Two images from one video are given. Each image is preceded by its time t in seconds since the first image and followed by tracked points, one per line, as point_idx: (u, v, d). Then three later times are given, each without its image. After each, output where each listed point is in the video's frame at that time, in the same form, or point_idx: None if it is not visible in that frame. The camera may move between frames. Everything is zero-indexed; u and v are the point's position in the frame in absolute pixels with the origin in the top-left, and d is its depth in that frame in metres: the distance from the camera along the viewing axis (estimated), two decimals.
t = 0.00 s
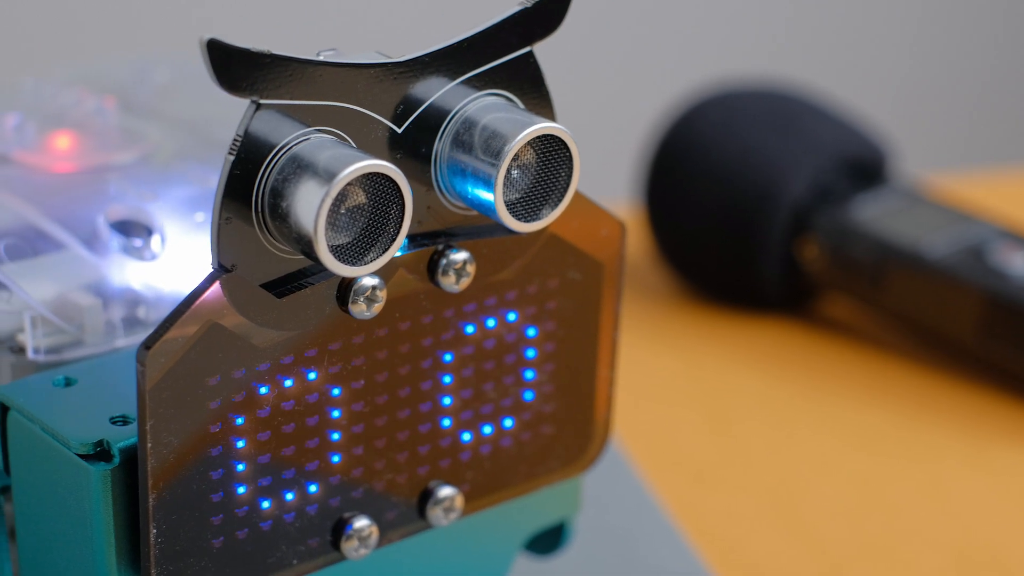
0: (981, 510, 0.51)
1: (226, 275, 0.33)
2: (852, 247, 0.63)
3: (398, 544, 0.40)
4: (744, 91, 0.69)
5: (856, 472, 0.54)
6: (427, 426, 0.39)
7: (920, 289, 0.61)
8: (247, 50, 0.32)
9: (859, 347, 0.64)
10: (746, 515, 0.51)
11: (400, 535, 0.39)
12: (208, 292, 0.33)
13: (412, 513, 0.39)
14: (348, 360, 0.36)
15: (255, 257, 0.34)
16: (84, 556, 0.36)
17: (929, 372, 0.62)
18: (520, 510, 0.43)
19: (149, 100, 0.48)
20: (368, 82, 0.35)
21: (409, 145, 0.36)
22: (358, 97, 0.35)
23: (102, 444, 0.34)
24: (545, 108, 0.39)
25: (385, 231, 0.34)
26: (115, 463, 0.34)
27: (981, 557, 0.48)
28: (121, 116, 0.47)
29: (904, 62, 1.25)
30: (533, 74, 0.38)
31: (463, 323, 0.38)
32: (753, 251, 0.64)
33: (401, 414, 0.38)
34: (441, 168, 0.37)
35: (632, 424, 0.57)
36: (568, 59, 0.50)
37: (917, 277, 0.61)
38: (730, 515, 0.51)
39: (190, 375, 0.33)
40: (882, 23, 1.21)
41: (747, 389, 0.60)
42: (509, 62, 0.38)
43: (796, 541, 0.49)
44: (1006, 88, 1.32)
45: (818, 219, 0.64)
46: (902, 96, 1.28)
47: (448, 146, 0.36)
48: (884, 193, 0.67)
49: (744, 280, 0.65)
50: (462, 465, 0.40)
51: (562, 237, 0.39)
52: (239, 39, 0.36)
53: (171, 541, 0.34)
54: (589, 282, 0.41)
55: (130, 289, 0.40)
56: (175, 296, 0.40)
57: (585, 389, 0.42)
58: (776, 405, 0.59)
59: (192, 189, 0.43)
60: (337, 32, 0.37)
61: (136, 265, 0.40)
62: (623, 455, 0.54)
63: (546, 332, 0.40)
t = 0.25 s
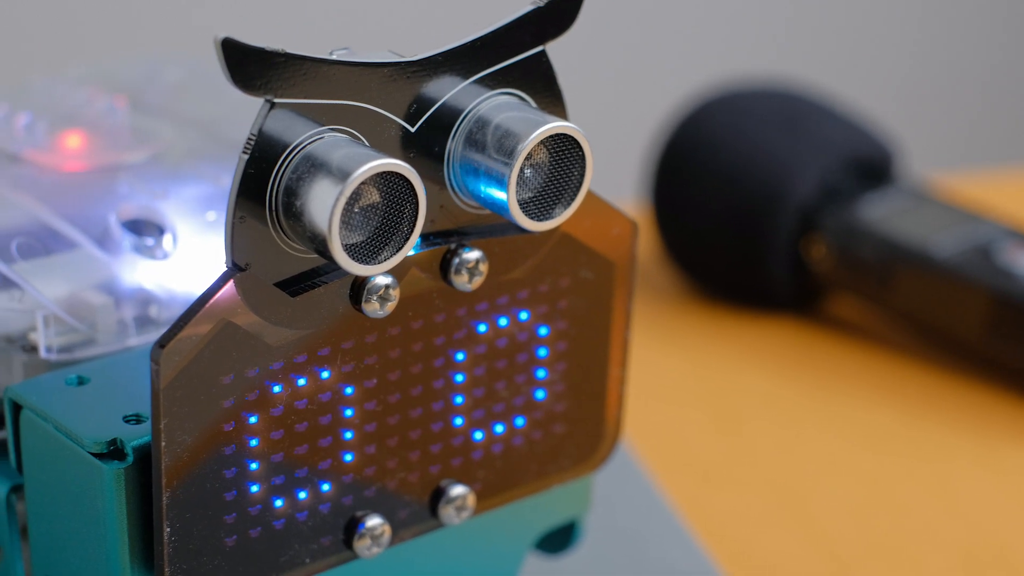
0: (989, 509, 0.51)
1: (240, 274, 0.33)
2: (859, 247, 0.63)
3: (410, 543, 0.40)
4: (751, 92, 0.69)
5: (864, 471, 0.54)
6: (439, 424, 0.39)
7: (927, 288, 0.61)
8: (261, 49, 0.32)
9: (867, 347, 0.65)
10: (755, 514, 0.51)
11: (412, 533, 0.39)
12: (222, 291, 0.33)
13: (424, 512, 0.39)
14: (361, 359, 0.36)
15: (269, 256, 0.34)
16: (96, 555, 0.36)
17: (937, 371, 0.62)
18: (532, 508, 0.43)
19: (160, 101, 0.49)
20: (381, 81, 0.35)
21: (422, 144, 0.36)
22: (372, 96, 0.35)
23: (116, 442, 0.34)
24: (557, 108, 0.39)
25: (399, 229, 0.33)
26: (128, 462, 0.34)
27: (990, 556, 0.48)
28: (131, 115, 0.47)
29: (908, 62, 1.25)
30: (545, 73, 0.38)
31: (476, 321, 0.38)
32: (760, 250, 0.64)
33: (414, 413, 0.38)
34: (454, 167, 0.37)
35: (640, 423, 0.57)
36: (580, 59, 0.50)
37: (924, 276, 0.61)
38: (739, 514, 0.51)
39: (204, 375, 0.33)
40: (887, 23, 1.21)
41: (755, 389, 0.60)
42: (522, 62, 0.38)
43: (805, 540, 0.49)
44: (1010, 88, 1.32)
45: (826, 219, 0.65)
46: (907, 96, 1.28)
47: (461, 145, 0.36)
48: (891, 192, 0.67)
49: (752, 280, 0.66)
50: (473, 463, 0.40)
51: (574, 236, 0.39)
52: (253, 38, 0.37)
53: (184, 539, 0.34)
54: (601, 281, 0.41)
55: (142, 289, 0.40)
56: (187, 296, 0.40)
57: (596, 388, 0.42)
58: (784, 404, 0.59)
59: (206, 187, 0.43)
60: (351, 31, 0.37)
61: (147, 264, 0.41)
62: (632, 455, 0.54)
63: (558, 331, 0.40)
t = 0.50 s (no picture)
0: (997, 508, 0.51)
1: (253, 273, 0.33)
2: (866, 246, 0.63)
3: (422, 542, 0.40)
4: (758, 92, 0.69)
5: (872, 470, 0.54)
6: (451, 423, 0.39)
7: (935, 288, 0.61)
8: (274, 48, 0.32)
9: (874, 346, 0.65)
10: (763, 512, 0.51)
11: (424, 532, 0.40)
12: (236, 289, 0.33)
13: (436, 510, 0.40)
14: (374, 357, 0.36)
15: (282, 255, 0.34)
16: (109, 554, 0.36)
17: (944, 370, 0.62)
18: (542, 507, 0.44)
19: (170, 101, 0.49)
20: (394, 79, 0.35)
21: (435, 143, 0.36)
22: (385, 95, 0.35)
23: (129, 441, 0.34)
24: (569, 107, 0.39)
25: (413, 227, 0.33)
26: (141, 461, 0.34)
27: (999, 554, 0.48)
28: (140, 114, 0.47)
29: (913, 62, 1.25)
30: (557, 72, 0.38)
31: (488, 320, 0.38)
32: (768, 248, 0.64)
33: (426, 412, 0.38)
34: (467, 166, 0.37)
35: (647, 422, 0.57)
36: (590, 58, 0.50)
37: (931, 275, 0.61)
38: (747, 512, 0.51)
39: (217, 374, 0.33)
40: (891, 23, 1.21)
41: (762, 388, 0.60)
42: (534, 61, 0.38)
43: (813, 538, 0.49)
44: (1014, 88, 1.32)
45: (833, 218, 0.65)
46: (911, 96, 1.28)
47: (474, 143, 0.36)
48: (897, 192, 0.67)
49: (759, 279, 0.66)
50: (485, 462, 0.40)
51: (585, 235, 0.39)
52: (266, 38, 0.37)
53: (197, 538, 0.34)
54: (612, 280, 0.41)
55: (154, 288, 0.40)
56: (199, 295, 0.40)
57: (607, 386, 0.42)
58: (791, 403, 0.59)
59: (217, 186, 0.43)
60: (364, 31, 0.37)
61: (159, 262, 0.40)
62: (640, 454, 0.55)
63: (569, 330, 0.41)
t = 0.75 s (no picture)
0: (1005, 506, 0.51)
1: (266, 271, 0.33)
2: (873, 245, 0.63)
3: (433, 541, 0.40)
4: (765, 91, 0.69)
5: (880, 469, 0.54)
6: (462, 422, 0.39)
7: (942, 287, 0.61)
8: (288, 47, 0.32)
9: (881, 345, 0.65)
10: (771, 511, 0.51)
11: (436, 531, 0.40)
12: (249, 288, 0.33)
13: (448, 509, 0.40)
14: (386, 356, 0.36)
15: (295, 254, 0.34)
16: (122, 553, 0.36)
17: (951, 369, 0.62)
18: (553, 505, 0.44)
19: (180, 101, 0.49)
20: (407, 79, 0.35)
21: (447, 143, 0.36)
22: (398, 94, 0.35)
23: (142, 440, 0.34)
24: (580, 106, 0.39)
25: (426, 226, 0.33)
26: (154, 460, 0.34)
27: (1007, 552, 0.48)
28: (151, 114, 0.47)
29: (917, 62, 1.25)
30: (569, 72, 0.39)
31: (499, 318, 0.39)
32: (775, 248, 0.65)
33: (438, 411, 0.38)
34: (479, 165, 0.37)
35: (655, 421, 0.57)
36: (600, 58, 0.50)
37: (938, 275, 0.61)
38: (755, 511, 0.51)
39: (231, 373, 0.33)
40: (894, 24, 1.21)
41: (769, 387, 0.60)
42: (545, 61, 0.38)
43: (822, 537, 0.49)
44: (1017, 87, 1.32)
45: (840, 218, 0.65)
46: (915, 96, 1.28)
47: (486, 143, 0.36)
48: (904, 191, 0.67)
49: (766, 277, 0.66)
50: (496, 461, 0.40)
51: (596, 234, 0.39)
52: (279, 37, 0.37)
53: (210, 536, 0.34)
54: (623, 279, 0.41)
55: (165, 287, 0.40)
56: (211, 294, 0.41)
57: (618, 385, 0.43)
58: (798, 402, 0.59)
59: (227, 185, 0.43)
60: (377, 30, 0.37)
61: (171, 262, 0.41)
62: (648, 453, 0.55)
63: (581, 329, 0.41)
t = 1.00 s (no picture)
0: (1012, 505, 0.51)
1: (279, 270, 0.33)
2: (881, 244, 0.64)
3: (443, 540, 0.40)
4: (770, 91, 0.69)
5: (887, 468, 0.54)
6: (473, 421, 0.39)
7: (949, 286, 0.61)
8: (301, 47, 0.32)
9: (887, 344, 0.65)
10: (780, 511, 0.51)
11: (446, 529, 0.40)
12: (261, 287, 0.33)
13: (458, 508, 0.40)
14: (397, 355, 0.36)
15: (308, 253, 0.34)
16: (133, 551, 0.36)
17: (957, 368, 0.63)
18: (563, 504, 0.44)
19: (190, 101, 0.49)
20: (419, 78, 0.35)
21: (458, 142, 0.36)
22: (410, 93, 0.35)
23: (154, 439, 0.34)
24: (591, 105, 0.39)
25: (438, 225, 0.33)
26: (166, 458, 0.34)
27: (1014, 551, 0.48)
28: (160, 114, 0.47)
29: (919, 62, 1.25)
30: (579, 71, 0.39)
31: (509, 317, 0.39)
32: (782, 247, 0.65)
33: (448, 410, 0.38)
34: (490, 164, 0.37)
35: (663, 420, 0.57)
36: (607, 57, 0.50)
37: (945, 274, 0.62)
38: (763, 510, 0.51)
39: (243, 372, 0.33)
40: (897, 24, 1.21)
41: (776, 387, 0.60)
42: (556, 60, 0.38)
43: (830, 536, 0.49)
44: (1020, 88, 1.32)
45: (847, 218, 0.65)
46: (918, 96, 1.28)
47: (497, 142, 0.36)
48: (910, 190, 0.67)
49: (772, 277, 0.66)
50: (506, 460, 0.40)
51: (606, 233, 0.39)
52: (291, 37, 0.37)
53: (222, 535, 0.34)
54: (633, 278, 0.41)
55: (175, 285, 0.40)
56: (221, 292, 0.41)
57: (627, 384, 0.43)
58: (805, 401, 0.59)
59: (237, 184, 0.43)
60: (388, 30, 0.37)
61: (182, 260, 0.41)
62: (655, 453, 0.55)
63: (591, 328, 0.41)
